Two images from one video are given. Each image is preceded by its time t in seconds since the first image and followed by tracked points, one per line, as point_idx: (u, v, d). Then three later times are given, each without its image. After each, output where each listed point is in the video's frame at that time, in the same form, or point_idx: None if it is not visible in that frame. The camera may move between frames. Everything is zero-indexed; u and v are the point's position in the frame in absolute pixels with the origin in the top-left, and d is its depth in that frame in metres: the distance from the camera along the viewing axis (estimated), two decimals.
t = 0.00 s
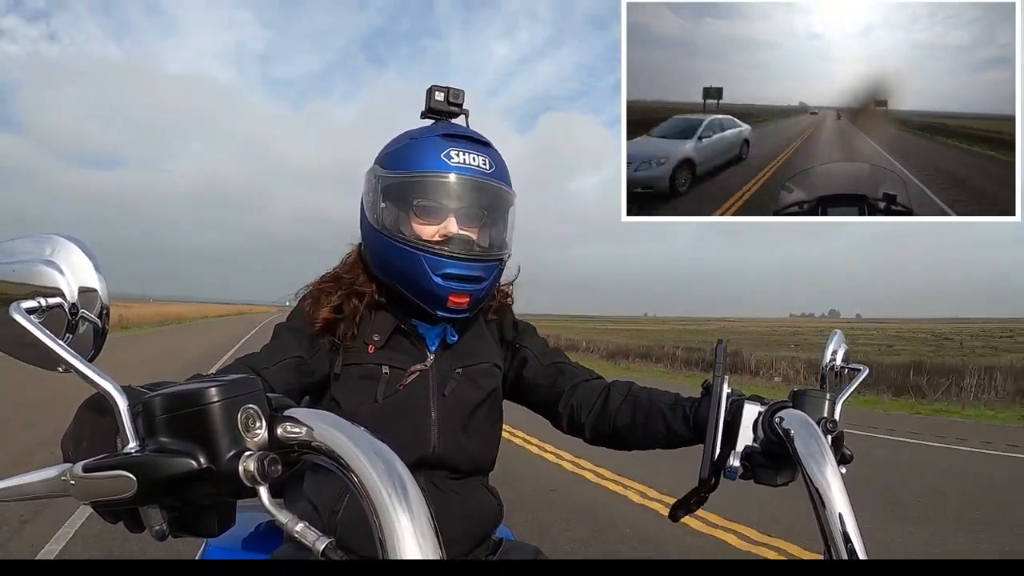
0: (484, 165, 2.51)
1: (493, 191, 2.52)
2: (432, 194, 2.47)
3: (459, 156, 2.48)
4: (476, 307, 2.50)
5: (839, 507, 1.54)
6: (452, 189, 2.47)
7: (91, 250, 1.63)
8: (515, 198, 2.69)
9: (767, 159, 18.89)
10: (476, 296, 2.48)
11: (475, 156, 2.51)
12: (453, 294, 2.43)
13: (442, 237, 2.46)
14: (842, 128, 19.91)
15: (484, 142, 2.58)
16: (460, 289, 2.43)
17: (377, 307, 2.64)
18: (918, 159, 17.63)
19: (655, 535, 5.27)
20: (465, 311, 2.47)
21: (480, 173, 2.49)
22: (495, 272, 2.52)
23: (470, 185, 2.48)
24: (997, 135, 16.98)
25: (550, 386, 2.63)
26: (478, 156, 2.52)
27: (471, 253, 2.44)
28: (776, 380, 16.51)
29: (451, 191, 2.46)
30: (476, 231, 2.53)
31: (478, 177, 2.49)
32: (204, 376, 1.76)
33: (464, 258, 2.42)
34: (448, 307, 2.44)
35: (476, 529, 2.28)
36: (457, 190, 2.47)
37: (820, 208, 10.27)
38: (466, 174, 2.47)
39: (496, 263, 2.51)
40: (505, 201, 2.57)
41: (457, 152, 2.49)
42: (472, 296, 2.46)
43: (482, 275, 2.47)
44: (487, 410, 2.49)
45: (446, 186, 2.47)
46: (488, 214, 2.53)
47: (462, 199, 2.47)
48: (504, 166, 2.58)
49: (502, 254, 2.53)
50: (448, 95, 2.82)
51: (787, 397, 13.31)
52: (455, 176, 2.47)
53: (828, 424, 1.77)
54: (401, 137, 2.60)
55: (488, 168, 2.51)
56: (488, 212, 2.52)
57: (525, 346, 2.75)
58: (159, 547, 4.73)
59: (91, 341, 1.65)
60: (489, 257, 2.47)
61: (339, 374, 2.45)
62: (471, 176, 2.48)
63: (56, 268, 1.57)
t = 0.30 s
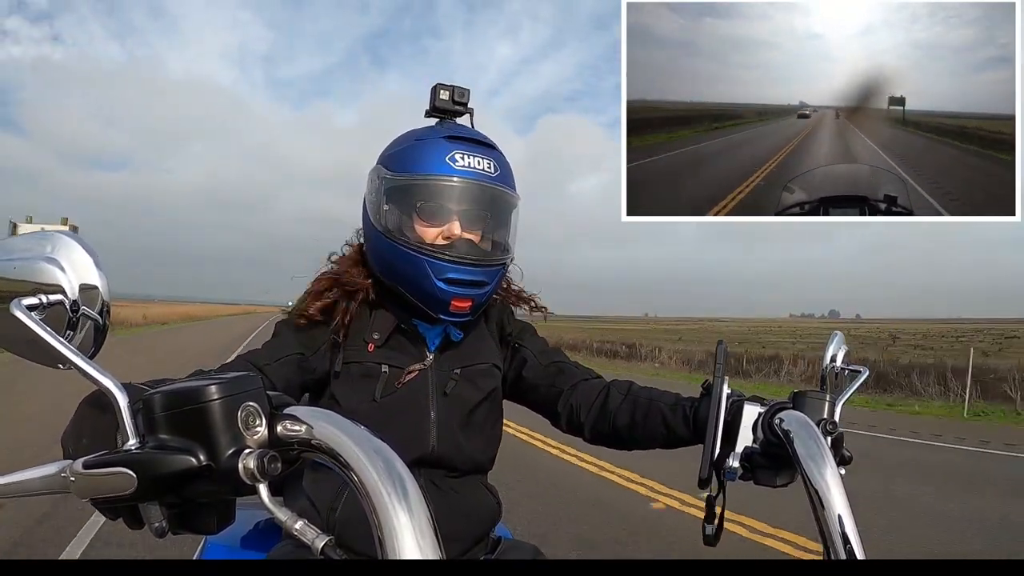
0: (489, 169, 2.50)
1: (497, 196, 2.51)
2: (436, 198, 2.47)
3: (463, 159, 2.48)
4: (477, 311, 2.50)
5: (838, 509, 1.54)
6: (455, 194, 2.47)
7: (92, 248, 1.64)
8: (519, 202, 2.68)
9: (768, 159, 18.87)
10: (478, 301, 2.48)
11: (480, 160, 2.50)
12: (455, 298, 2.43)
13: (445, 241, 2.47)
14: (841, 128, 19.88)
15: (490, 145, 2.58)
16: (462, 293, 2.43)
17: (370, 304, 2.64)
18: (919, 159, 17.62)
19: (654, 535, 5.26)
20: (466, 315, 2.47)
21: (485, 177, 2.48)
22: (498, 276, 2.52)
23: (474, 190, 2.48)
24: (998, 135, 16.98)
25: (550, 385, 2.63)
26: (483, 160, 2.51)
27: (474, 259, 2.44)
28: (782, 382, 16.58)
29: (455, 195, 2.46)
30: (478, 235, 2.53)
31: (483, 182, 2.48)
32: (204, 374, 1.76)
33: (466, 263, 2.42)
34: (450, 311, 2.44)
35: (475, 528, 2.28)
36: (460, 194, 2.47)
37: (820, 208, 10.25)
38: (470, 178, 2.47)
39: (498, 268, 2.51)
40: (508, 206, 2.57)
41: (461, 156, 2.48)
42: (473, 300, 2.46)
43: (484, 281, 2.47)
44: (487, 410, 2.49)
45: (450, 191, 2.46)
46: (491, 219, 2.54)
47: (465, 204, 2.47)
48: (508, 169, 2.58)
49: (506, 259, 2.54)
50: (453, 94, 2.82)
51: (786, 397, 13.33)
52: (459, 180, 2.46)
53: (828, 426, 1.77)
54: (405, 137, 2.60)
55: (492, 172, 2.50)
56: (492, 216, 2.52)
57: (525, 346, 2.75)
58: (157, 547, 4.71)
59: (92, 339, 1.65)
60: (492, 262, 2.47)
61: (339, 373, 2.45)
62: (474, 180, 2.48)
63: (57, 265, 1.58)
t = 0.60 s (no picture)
0: (489, 168, 2.50)
1: (496, 195, 2.51)
2: (436, 196, 2.47)
3: (463, 158, 2.48)
4: (478, 310, 2.50)
5: (835, 515, 1.54)
6: (454, 192, 2.46)
7: (91, 242, 1.64)
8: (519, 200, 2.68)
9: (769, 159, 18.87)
10: (478, 299, 2.47)
11: (479, 158, 2.50)
12: (456, 297, 2.43)
13: (445, 240, 2.47)
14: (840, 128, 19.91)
15: (489, 145, 2.58)
16: (462, 291, 2.43)
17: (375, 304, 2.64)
18: (920, 160, 17.62)
19: (651, 535, 5.25)
20: (467, 314, 2.47)
21: (484, 175, 2.48)
22: (497, 275, 2.52)
23: (473, 187, 2.48)
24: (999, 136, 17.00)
25: (549, 388, 2.63)
26: (483, 159, 2.51)
27: (474, 257, 2.44)
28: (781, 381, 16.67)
29: (454, 194, 2.46)
30: (479, 234, 2.53)
31: (483, 181, 2.48)
32: (203, 372, 1.76)
33: (466, 260, 2.42)
34: (451, 309, 2.44)
35: (473, 530, 2.28)
36: (460, 193, 2.46)
37: (819, 208, 10.24)
38: (469, 177, 2.47)
39: (498, 266, 2.51)
40: (508, 205, 2.56)
41: (461, 155, 2.48)
42: (473, 298, 2.46)
43: (484, 278, 2.47)
44: (487, 411, 2.49)
45: (449, 188, 2.46)
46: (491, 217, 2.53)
47: (465, 202, 2.47)
48: (508, 168, 2.57)
49: (505, 257, 2.54)
50: (453, 96, 2.82)
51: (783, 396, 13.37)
52: (458, 179, 2.46)
53: (826, 432, 1.77)
54: (405, 137, 2.60)
55: (492, 171, 2.50)
56: (491, 215, 2.52)
57: (525, 348, 2.75)
58: (154, 544, 4.72)
59: (90, 336, 1.65)
60: (491, 260, 2.47)
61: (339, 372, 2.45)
62: (474, 178, 2.47)
63: (56, 261, 1.57)
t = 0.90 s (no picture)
0: (489, 168, 2.50)
1: (497, 194, 2.51)
2: (436, 196, 2.47)
3: (464, 157, 2.48)
4: (478, 309, 2.49)
5: (835, 516, 1.54)
6: (455, 191, 2.46)
7: (90, 242, 1.64)
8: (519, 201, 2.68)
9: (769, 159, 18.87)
10: (479, 298, 2.47)
11: (480, 158, 2.50)
12: (456, 296, 2.42)
13: (446, 240, 2.47)
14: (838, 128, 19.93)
15: (490, 144, 2.57)
16: (462, 290, 2.42)
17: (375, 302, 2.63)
18: (920, 160, 17.61)
19: (652, 535, 5.25)
20: (467, 313, 2.46)
21: (484, 175, 2.48)
22: (498, 274, 2.51)
23: (473, 187, 2.47)
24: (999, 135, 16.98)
25: (549, 389, 2.63)
26: (483, 159, 2.50)
27: (475, 256, 2.43)
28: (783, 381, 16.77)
29: (454, 193, 2.46)
30: (480, 233, 2.52)
31: (483, 180, 2.48)
32: (203, 371, 1.76)
33: (466, 260, 2.42)
34: (451, 308, 2.42)
35: (472, 530, 2.28)
36: (461, 192, 2.46)
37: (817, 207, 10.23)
38: (470, 176, 2.47)
39: (498, 265, 2.50)
40: (508, 204, 2.56)
41: (461, 154, 2.48)
42: (474, 297, 2.45)
43: (484, 277, 2.46)
44: (487, 412, 2.49)
45: (449, 187, 2.46)
46: (492, 217, 2.53)
47: (465, 201, 2.47)
48: (508, 168, 2.57)
49: (506, 257, 2.53)
50: (454, 97, 2.81)
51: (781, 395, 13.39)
52: (459, 178, 2.46)
53: (825, 433, 1.77)
54: (407, 137, 2.60)
55: (492, 171, 2.50)
56: (491, 214, 2.52)
57: (525, 349, 2.75)
58: (151, 542, 4.71)
59: (89, 334, 1.64)
60: (492, 259, 2.46)
61: (339, 372, 2.45)
62: (474, 178, 2.47)
63: (56, 260, 1.58)
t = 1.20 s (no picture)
0: (485, 164, 2.50)
1: (493, 190, 2.51)
2: (432, 191, 2.47)
3: (460, 153, 2.48)
4: (476, 305, 2.49)
5: (835, 514, 1.54)
6: (451, 186, 2.46)
7: (89, 245, 1.64)
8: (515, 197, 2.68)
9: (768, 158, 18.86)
10: (477, 293, 2.46)
11: (476, 154, 2.51)
12: (453, 291, 2.41)
13: (441, 236, 2.46)
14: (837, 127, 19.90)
15: (485, 141, 2.58)
16: (460, 285, 2.42)
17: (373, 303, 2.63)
18: (919, 158, 17.60)
19: (653, 536, 5.25)
20: (466, 309, 2.46)
21: (480, 171, 2.49)
22: (495, 269, 2.51)
23: (470, 183, 2.48)
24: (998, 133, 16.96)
25: (549, 390, 2.63)
26: (479, 154, 2.51)
27: (472, 250, 2.43)
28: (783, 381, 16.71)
29: (451, 188, 2.46)
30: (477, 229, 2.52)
31: (479, 176, 2.49)
32: (203, 374, 1.75)
33: (464, 255, 2.41)
34: (448, 304, 2.42)
35: (473, 532, 2.28)
36: (457, 188, 2.46)
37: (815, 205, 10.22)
38: (467, 172, 2.47)
39: (496, 260, 2.50)
40: (505, 199, 2.56)
41: (457, 150, 2.48)
42: (472, 293, 2.45)
43: (482, 272, 2.46)
44: (485, 412, 2.48)
45: (445, 183, 2.46)
46: (487, 213, 2.53)
47: (461, 196, 2.47)
48: (504, 164, 2.58)
49: (503, 252, 2.53)
50: (449, 97, 2.81)
51: (780, 396, 13.39)
52: (455, 174, 2.46)
53: (825, 431, 1.77)
54: (403, 135, 2.60)
55: (488, 166, 2.50)
56: (488, 209, 2.52)
57: (525, 349, 2.74)
58: (152, 544, 4.72)
59: (88, 337, 1.64)
60: (490, 254, 2.46)
61: (338, 373, 2.45)
62: (471, 173, 2.48)
63: (54, 262, 1.57)
